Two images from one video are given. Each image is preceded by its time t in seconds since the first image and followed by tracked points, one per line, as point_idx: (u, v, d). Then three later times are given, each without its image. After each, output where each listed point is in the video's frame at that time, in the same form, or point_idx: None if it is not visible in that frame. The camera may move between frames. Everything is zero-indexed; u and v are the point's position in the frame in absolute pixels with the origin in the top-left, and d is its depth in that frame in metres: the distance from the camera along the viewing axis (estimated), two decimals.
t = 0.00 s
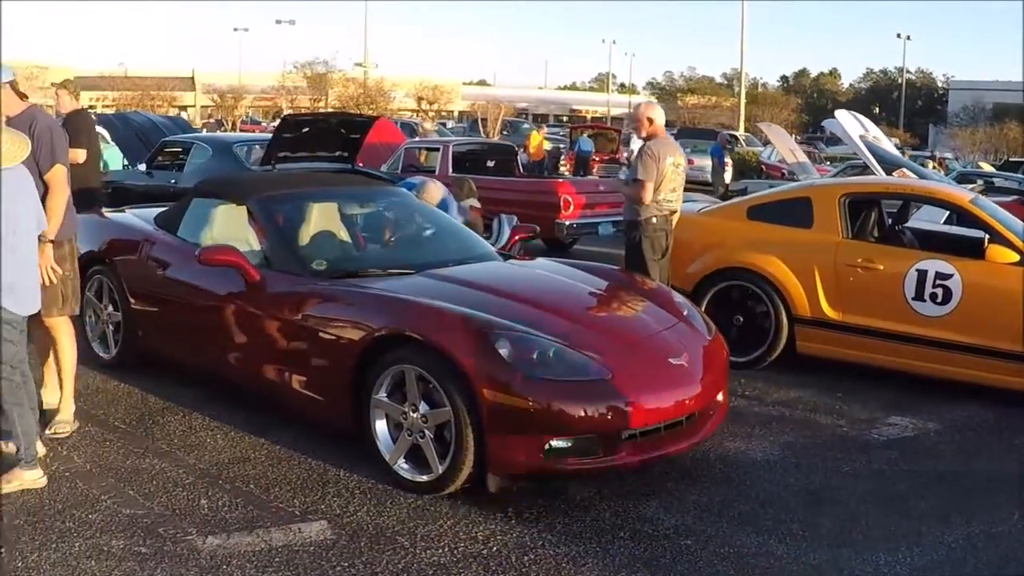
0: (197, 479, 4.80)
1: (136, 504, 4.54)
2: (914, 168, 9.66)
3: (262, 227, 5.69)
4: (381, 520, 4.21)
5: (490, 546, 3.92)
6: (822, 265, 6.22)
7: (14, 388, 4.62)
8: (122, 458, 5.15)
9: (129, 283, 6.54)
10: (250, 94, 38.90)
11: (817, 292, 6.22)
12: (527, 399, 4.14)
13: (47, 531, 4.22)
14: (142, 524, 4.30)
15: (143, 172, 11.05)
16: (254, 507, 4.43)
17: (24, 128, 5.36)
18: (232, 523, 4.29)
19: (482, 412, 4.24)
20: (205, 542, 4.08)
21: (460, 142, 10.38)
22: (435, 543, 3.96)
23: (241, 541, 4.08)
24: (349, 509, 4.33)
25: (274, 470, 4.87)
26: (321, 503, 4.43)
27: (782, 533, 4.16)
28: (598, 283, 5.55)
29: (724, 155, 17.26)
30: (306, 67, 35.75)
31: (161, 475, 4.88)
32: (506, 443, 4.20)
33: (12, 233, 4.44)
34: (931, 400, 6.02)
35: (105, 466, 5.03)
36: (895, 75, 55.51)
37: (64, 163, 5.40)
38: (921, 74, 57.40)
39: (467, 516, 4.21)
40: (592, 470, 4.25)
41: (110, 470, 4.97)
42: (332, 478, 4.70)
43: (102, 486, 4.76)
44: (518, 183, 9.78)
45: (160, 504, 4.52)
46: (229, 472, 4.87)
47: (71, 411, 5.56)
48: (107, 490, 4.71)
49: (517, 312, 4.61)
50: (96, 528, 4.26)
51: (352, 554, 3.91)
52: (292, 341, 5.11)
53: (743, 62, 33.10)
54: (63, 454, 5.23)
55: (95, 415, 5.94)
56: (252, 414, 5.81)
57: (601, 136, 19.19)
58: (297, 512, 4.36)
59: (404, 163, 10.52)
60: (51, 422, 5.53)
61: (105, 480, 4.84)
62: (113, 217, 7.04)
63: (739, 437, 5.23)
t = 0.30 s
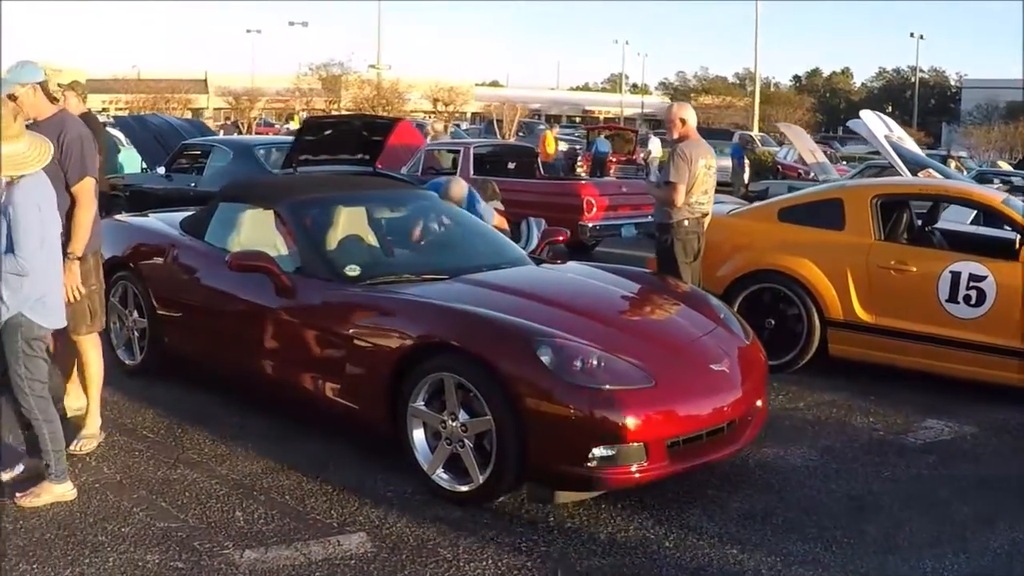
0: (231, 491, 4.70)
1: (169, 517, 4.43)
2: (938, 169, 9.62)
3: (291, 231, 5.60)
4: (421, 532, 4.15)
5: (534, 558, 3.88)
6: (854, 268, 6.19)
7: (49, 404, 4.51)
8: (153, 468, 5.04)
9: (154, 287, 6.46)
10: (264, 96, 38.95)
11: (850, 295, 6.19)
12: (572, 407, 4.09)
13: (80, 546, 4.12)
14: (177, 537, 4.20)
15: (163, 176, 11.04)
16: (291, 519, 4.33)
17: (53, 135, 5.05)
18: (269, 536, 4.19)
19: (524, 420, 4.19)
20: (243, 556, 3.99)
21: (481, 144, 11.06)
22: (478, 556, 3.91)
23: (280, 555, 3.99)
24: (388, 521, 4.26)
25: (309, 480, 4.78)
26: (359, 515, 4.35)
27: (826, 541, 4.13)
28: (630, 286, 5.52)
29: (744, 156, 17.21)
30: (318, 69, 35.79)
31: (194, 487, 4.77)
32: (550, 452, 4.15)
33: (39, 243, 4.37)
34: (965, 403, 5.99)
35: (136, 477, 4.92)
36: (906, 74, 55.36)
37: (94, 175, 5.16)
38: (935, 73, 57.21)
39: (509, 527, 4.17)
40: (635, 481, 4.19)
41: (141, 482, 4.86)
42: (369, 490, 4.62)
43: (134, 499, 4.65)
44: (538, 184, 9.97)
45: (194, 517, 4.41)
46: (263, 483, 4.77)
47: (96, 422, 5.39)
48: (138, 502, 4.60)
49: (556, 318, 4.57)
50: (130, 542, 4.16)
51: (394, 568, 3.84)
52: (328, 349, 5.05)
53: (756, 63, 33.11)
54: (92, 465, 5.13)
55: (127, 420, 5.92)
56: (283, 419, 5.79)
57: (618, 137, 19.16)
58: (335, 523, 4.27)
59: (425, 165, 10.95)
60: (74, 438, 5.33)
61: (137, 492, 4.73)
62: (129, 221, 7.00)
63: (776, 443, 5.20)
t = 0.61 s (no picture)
0: (262, 497, 4.71)
1: (201, 525, 4.43)
2: (956, 167, 9.60)
3: (316, 234, 5.60)
4: (455, 538, 4.16)
5: (571, 563, 3.89)
6: (879, 269, 6.19)
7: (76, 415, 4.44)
8: (182, 476, 5.04)
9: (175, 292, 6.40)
10: (274, 98, 39.01)
11: (875, 295, 6.19)
12: (607, 410, 4.09)
13: (112, 557, 4.11)
14: (210, 546, 4.19)
15: (178, 179, 11.04)
16: (325, 526, 4.33)
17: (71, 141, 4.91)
18: (304, 543, 4.18)
19: (558, 423, 4.19)
20: (277, 565, 3.96)
21: (497, 144, 11.11)
22: (515, 562, 3.92)
23: (314, 563, 3.97)
24: (422, 527, 4.27)
25: (341, 486, 4.80)
26: (392, 521, 4.34)
27: (861, 543, 4.12)
28: (657, 287, 5.52)
29: (759, 155, 17.21)
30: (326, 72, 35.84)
31: (224, 493, 4.77)
32: (584, 456, 4.15)
33: (59, 256, 4.23)
34: (991, 401, 5.98)
35: (165, 485, 4.91)
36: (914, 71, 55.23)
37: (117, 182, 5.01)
38: (944, 70, 57.11)
39: (544, 532, 4.17)
40: (669, 485, 4.20)
41: (171, 490, 4.85)
42: (402, 495, 4.64)
43: (164, 508, 4.64)
44: (556, 185, 10.05)
45: (226, 525, 4.40)
46: (294, 489, 4.78)
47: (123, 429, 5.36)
48: (169, 511, 4.60)
49: (588, 320, 4.57)
50: (163, 552, 4.15)
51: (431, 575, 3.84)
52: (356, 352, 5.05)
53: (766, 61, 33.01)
54: (119, 473, 5.10)
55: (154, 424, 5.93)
56: (310, 422, 5.79)
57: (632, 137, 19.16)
58: (370, 530, 4.27)
59: (440, 167, 11.02)
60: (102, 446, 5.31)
61: (166, 501, 4.71)
62: (147, 226, 6.92)
63: (805, 446, 5.19)
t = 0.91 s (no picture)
0: (290, 494, 4.75)
1: (230, 523, 4.45)
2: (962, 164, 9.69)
3: (337, 231, 5.65)
4: (485, 533, 4.21)
5: (602, 556, 3.94)
6: (893, 266, 6.26)
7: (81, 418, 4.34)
8: (207, 473, 5.06)
9: (193, 290, 6.43)
10: (275, 97, 39.05)
11: (889, 292, 6.25)
12: (636, 405, 4.15)
13: (143, 555, 4.13)
14: (241, 543, 4.22)
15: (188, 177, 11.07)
16: (355, 523, 4.37)
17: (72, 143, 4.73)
18: (335, 540, 4.21)
19: (586, 418, 4.24)
20: (310, 561, 4.00)
21: (505, 142, 11.17)
22: (546, 556, 3.97)
23: (347, 559, 4.00)
24: (451, 523, 4.32)
25: (367, 483, 4.84)
26: (422, 517, 4.40)
27: (886, 535, 4.17)
28: (676, 283, 5.58)
29: (763, 154, 17.31)
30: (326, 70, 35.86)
31: (251, 491, 4.81)
32: (612, 450, 4.21)
33: (61, 259, 4.16)
34: (1004, 396, 6.04)
35: (191, 483, 4.93)
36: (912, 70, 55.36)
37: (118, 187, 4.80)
38: (943, 70, 57.28)
39: (573, 526, 4.23)
40: (694, 478, 4.26)
41: (198, 488, 4.87)
42: (429, 491, 4.69)
43: (191, 505, 4.66)
44: (564, 183, 10.17)
45: (255, 522, 4.44)
46: (321, 486, 4.82)
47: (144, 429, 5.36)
48: (196, 509, 4.62)
49: (612, 315, 4.63)
50: (194, 550, 4.17)
51: (463, 570, 3.89)
52: (381, 349, 5.10)
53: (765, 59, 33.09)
54: (142, 471, 5.10)
55: (175, 420, 5.96)
56: (331, 419, 5.84)
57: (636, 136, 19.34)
58: (399, 526, 4.32)
59: (449, 165, 11.12)
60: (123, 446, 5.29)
61: (193, 499, 4.73)
62: (164, 223, 6.93)
63: (823, 441, 5.26)
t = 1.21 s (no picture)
0: (313, 487, 4.82)
1: (255, 515, 4.52)
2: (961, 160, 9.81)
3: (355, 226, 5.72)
4: (509, 524, 4.29)
5: (626, 546, 4.03)
6: (900, 262, 6.36)
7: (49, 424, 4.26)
8: (229, 467, 5.12)
9: (208, 284, 6.48)
10: (270, 92, 39.02)
11: (896, 287, 6.36)
12: (658, 398, 4.23)
13: (171, 548, 4.19)
14: (268, 535, 4.29)
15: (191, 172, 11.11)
16: (380, 515, 4.45)
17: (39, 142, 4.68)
18: (361, 532, 4.29)
19: (609, 410, 4.33)
20: (339, 553, 4.08)
21: (508, 137, 11.26)
22: (571, 546, 4.06)
23: (375, 551, 4.08)
24: (475, 514, 4.40)
25: (389, 476, 4.92)
26: (445, 509, 4.48)
27: (900, 524, 4.27)
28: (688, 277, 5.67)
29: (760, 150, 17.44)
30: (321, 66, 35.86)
31: (275, 484, 4.88)
32: (635, 441, 4.30)
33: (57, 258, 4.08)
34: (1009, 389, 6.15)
35: (213, 477, 4.99)
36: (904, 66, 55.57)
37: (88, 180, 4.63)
38: (935, 66, 57.54)
39: (595, 516, 4.31)
40: (713, 469, 4.35)
41: (221, 481, 4.93)
42: (451, 483, 4.78)
43: (215, 499, 4.72)
44: (568, 177, 10.25)
45: (280, 515, 4.51)
46: (344, 479, 4.90)
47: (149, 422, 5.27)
48: (221, 502, 4.67)
49: (632, 309, 4.71)
50: (222, 542, 4.24)
51: (491, 561, 3.97)
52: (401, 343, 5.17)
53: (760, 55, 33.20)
54: (165, 464, 5.16)
55: (193, 414, 6.03)
56: (347, 413, 5.92)
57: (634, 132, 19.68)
58: (424, 518, 4.40)
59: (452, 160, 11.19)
60: (138, 440, 5.27)
61: (217, 492, 4.79)
62: (177, 218, 6.98)
63: (835, 433, 5.36)
